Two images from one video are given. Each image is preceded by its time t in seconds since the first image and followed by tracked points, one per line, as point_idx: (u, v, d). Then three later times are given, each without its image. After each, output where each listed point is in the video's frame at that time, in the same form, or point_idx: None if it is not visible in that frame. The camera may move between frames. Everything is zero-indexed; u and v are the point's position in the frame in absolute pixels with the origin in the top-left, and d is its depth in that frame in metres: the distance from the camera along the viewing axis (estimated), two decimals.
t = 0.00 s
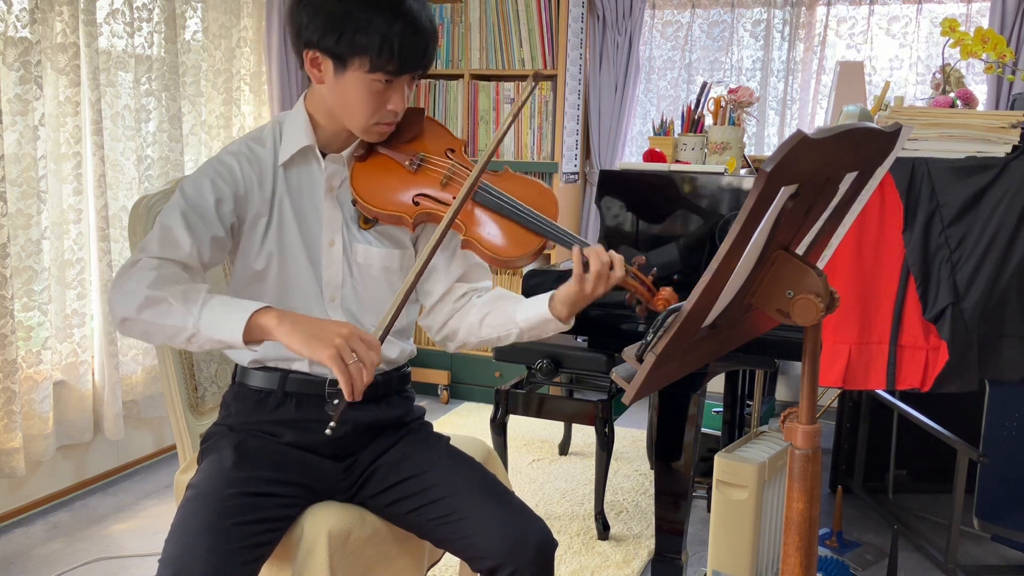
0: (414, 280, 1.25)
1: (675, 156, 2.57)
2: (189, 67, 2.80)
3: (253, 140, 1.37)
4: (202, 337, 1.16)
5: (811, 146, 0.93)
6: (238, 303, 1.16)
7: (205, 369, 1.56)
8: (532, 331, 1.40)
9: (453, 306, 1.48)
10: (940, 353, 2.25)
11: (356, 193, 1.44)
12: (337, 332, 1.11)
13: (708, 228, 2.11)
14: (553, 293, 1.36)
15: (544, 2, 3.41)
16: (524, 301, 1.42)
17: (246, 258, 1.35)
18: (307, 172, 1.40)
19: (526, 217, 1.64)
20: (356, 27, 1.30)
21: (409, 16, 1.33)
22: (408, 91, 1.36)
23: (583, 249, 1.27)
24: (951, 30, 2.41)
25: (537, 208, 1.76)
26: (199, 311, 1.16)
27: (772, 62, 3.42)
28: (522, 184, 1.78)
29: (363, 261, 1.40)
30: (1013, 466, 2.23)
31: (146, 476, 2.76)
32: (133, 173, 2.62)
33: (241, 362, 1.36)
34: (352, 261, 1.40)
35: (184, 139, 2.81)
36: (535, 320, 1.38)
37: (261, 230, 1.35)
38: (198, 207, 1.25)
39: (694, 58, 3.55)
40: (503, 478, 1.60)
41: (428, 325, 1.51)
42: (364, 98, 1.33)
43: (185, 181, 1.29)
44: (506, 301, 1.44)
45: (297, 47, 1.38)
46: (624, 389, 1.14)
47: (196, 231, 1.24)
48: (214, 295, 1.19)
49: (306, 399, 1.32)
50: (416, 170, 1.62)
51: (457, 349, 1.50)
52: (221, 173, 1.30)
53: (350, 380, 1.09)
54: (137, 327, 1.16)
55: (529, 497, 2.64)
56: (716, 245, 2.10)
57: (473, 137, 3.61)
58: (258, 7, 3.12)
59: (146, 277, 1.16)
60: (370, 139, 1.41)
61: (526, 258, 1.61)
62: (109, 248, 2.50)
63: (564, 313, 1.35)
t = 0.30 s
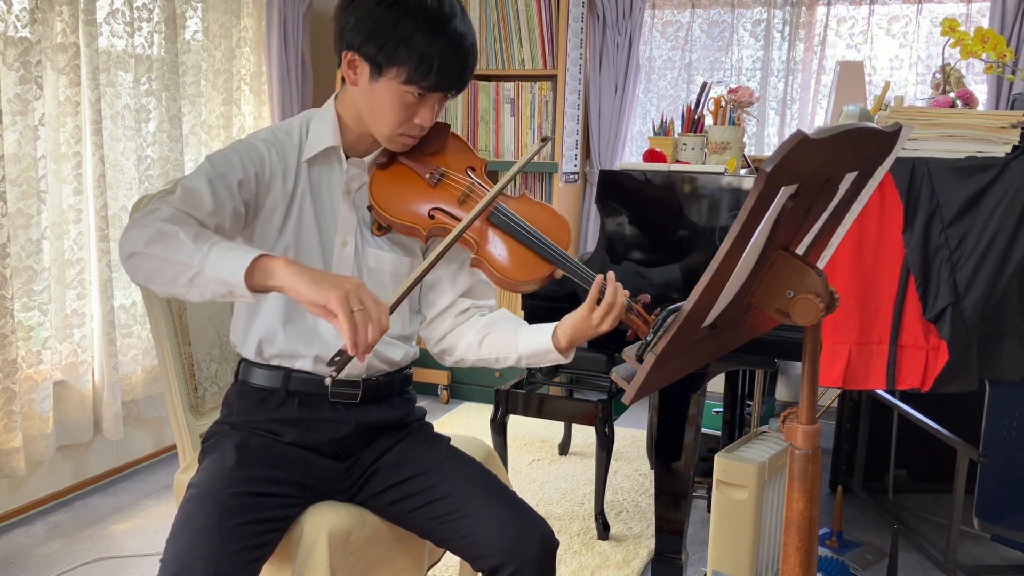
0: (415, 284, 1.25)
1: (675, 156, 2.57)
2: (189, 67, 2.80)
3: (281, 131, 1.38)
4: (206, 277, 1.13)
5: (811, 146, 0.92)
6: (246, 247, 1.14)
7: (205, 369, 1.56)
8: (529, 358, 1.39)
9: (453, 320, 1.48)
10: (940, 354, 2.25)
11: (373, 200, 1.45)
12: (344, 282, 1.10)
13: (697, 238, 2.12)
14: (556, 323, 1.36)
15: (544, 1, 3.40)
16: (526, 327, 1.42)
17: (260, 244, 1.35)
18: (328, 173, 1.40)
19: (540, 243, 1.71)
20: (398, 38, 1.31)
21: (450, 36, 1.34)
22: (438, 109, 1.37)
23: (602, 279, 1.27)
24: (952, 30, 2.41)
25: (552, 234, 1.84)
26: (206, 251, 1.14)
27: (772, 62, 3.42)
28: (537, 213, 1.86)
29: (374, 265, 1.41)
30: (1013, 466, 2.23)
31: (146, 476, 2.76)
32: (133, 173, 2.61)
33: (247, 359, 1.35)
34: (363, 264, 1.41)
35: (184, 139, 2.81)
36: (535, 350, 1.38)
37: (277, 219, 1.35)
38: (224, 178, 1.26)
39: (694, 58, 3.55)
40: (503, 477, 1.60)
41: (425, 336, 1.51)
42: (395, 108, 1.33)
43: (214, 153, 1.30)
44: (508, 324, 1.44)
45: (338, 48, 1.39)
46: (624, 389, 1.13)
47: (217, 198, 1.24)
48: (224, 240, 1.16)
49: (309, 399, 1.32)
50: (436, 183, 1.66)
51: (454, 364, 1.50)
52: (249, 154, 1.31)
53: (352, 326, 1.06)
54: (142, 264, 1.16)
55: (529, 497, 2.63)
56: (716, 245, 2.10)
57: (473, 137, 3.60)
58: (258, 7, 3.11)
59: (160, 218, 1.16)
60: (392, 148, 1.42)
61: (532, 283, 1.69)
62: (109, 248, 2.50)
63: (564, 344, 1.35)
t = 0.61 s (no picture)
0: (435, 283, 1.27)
1: (675, 156, 2.57)
2: (189, 67, 2.80)
3: (295, 127, 1.37)
4: (251, 254, 1.14)
5: (811, 146, 0.92)
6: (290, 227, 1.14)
7: (205, 369, 1.56)
8: (534, 356, 1.40)
9: (458, 321, 1.48)
10: (940, 354, 2.25)
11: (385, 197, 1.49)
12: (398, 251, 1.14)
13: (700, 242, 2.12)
14: (562, 321, 1.37)
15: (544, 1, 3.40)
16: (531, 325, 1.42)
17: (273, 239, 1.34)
18: (340, 171, 1.40)
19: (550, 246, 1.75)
20: (414, 35, 1.31)
21: (465, 35, 1.34)
22: (452, 108, 1.36)
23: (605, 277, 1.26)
24: (951, 31, 2.41)
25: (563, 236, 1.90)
26: (251, 227, 1.15)
27: (772, 62, 3.42)
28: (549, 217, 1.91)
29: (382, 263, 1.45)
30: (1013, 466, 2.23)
31: (146, 476, 2.76)
32: (133, 173, 2.62)
33: (251, 359, 1.36)
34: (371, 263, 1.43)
35: (184, 139, 2.81)
36: (540, 347, 1.39)
37: (291, 214, 1.35)
38: (246, 169, 1.25)
39: (694, 58, 3.55)
40: (503, 477, 1.60)
41: (429, 337, 1.51)
42: (410, 105, 1.32)
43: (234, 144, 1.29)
44: (512, 323, 1.45)
45: (353, 46, 1.39)
46: (624, 389, 1.14)
47: (241, 188, 1.24)
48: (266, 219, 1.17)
49: (312, 399, 1.32)
50: (448, 183, 1.71)
51: (457, 365, 1.49)
52: (267, 148, 1.30)
53: (408, 292, 1.09)
54: (178, 244, 1.17)
55: (529, 497, 2.64)
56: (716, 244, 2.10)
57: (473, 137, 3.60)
58: (258, 7, 3.12)
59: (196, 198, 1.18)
60: (405, 147, 1.41)
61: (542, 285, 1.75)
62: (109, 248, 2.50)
63: (569, 340, 1.36)
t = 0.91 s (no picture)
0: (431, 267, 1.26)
1: (675, 156, 2.57)
2: (189, 67, 2.80)
3: (286, 130, 1.38)
4: (226, 266, 1.14)
5: (811, 146, 0.92)
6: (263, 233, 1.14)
7: (205, 369, 1.56)
8: (543, 343, 1.39)
9: (461, 313, 1.48)
10: (940, 354, 2.25)
11: (382, 193, 1.46)
12: (370, 252, 1.12)
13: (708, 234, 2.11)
14: (570, 305, 1.35)
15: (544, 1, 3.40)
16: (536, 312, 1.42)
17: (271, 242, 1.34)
18: (334, 168, 1.40)
19: (551, 230, 1.72)
20: (398, 26, 1.31)
21: (451, 23, 1.33)
22: (442, 97, 1.36)
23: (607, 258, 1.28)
24: (952, 30, 2.41)
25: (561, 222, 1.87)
26: (226, 238, 1.15)
27: (772, 62, 3.42)
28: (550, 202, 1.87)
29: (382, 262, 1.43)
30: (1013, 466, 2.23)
31: (146, 476, 2.76)
32: (133, 173, 2.62)
33: (252, 360, 1.36)
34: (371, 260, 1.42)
35: (184, 139, 2.81)
36: (549, 333, 1.37)
37: (287, 216, 1.35)
38: (236, 175, 1.25)
39: (694, 58, 3.55)
40: (503, 477, 1.60)
41: (434, 332, 1.51)
42: (399, 97, 1.33)
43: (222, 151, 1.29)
44: (517, 312, 1.44)
45: (339, 41, 1.39)
46: (624, 389, 1.14)
47: (232, 194, 1.23)
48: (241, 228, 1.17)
49: (312, 401, 1.32)
50: (444, 175, 1.67)
51: (462, 358, 1.49)
52: (257, 151, 1.30)
53: (382, 293, 1.07)
54: (163, 258, 1.17)
55: (529, 497, 2.64)
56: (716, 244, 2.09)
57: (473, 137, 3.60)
58: (258, 7, 3.12)
59: (175, 210, 1.18)
60: (398, 139, 1.42)
61: (545, 270, 1.71)
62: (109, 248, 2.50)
63: (580, 323, 1.33)
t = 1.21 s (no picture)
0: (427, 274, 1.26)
1: (675, 155, 2.57)
2: (189, 67, 2.81)
3: (261, 136, 1.37)
4: (222, 318, 1.13)
5: (811, 146, 0.92)
6: (259, 285, 1.13)
7: (205, 369, 1.56)
8: (536, 315, 1.40)
9: (452, 302, 1.48)
10: (940, 354, 2.25)
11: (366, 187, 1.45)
12: (361, 302, 1.08)
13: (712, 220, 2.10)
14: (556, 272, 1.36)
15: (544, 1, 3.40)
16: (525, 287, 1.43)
17: (256, 253, 1.34)
18: (315, 168, 1.40)
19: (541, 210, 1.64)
20: (360, 15, 1.30)
21: (414, 7, 1.33)
22: (414, 82, 1.35)
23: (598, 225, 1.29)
24: (951, 30, 2.41)
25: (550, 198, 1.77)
26: (221, 290, 1.13)
27: (772, 62, 3.42)
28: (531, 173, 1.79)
29: (371, 259, 1.41)
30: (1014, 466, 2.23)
31: (146, 476, 2.76)
32: (133, 173, 2.62)
33: (247, 362, 1.34)
34: (360, 258, 1.41)
35: (184, 139, 2.81)
36: (540, 304, 1.38)
37: (270, 223, 1.35)
38: (212, 195, 1.24)
39: (694, 58, 3.55)
40: (503, 477, 1.60)
41: (427, 324, 1.50)
42: (369, 88, 1.32)
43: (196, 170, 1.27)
44: (508, 291, 1.44)
45: (303, 40, 1.39)
46: (624, 389, 1.14)
47: (210, 220, 1.22)
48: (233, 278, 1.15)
49: (309, 403, 1.31)
50: (426, 164, 1.64)
51: (459, 348, 1.48)
52: (233, 164, 1.29)
53: (378, 351, 1.05)
54: (151, 310, 1.13)
55: (529, 497, 2.64)
56: (716, 247, 2.10)
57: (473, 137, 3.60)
58: (258, 7, 3.12)
59: (163, 260, 1.13)
60: (377, 133, 1.41)
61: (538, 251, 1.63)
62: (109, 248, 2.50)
63: (568, 290, 1.35)
